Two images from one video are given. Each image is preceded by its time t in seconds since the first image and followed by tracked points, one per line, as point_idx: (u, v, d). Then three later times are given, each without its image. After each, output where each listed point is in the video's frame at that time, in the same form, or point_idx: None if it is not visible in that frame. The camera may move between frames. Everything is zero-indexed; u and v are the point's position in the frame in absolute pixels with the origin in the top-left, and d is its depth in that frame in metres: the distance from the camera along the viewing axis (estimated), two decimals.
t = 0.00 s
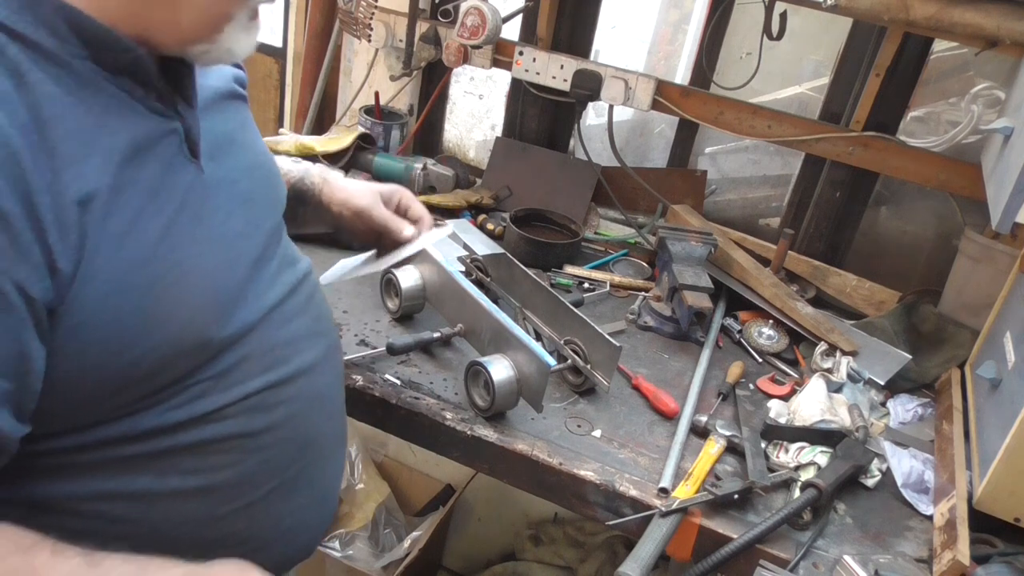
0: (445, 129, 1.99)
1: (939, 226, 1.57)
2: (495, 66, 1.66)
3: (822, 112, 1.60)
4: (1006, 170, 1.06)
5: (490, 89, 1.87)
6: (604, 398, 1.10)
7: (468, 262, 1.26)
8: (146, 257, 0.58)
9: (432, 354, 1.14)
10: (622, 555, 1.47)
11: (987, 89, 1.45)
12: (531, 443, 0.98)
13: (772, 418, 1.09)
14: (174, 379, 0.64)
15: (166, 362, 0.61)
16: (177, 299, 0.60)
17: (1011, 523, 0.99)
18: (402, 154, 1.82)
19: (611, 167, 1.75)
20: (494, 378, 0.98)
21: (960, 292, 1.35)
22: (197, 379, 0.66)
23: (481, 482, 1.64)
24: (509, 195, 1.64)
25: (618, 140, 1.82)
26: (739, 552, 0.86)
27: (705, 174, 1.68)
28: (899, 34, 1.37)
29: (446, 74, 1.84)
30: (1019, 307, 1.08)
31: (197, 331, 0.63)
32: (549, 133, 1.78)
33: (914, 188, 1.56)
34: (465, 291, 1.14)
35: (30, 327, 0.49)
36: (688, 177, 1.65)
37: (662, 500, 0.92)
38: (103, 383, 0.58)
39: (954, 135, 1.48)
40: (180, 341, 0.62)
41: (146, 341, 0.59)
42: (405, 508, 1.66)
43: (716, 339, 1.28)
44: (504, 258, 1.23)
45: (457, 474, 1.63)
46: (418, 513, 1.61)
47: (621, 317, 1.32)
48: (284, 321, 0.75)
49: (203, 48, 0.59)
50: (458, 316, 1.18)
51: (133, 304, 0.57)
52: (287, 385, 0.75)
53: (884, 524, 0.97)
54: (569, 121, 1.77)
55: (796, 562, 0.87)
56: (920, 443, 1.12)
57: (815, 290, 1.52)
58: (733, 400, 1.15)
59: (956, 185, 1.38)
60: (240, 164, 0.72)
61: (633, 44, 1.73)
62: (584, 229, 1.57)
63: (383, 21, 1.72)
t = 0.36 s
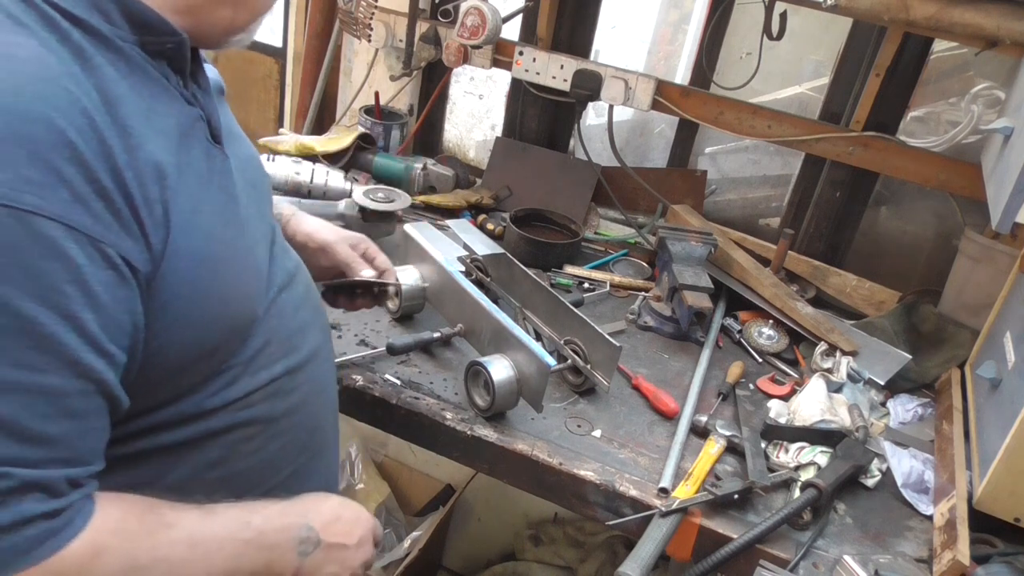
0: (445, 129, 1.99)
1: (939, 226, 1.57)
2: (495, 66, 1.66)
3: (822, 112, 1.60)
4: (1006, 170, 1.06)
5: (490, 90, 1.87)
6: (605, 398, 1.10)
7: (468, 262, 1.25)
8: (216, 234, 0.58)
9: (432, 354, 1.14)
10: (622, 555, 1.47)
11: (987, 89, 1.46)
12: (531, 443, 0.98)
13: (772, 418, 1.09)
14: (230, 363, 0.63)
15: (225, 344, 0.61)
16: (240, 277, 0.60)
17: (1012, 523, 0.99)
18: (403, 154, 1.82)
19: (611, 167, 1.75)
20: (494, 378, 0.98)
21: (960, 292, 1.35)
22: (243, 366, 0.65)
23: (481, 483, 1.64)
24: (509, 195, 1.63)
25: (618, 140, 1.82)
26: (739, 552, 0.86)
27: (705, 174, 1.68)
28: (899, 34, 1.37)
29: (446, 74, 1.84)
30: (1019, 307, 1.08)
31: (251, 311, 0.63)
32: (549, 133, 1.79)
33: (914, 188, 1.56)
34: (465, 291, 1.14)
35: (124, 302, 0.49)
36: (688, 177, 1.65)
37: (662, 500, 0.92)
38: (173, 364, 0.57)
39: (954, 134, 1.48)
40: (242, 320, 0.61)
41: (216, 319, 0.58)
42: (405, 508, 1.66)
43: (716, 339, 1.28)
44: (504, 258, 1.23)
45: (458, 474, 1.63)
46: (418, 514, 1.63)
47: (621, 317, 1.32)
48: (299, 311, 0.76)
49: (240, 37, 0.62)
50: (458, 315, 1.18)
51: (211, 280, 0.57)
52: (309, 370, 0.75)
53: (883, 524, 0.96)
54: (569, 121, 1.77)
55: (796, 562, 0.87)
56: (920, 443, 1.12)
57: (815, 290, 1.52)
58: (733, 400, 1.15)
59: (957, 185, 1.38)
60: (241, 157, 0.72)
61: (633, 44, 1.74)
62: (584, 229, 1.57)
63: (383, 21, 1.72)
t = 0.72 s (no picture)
0: (445, 129, 1.98)
1: (939, 226, 1.57)
2: (495, 65, 1.66)
3: (822, 112, 1.60)
4: (1006, 170, 1.06)
5: (490, 89, 1.87)
6: (605, 398, 1.10)
7: (468, 262, 1.25)
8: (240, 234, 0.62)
9: (432, 354, 1.14)
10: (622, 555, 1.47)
11: (987, 89, 1.46)
12: (531, 443, 0.98)
13: (772, 418, 1.09)
14: (253, 351, 0.68)
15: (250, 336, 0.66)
16: (252, 269, 0.65)
17: (1012, 523, 0.99)
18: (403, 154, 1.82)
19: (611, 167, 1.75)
20: (494, 378, 0.98)
21: (960, 292, 1.35)
22: (262, 352, 0.70)
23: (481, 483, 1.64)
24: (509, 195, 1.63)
25: (618, 140, 1.82)
26: (739, 552, 0.86)
27: (705, 174, 1.68)
28: (899, 34, 1.37)
29: (446, 74, 1.84)
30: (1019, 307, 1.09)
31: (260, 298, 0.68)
32: (549, 133, 1.79)
33: (914, 188, 1.56)
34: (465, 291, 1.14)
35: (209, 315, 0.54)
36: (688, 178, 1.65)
37: (662, 500, 0.92)
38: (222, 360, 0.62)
39: (954, 135, 1.49)
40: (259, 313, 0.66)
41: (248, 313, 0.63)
42: (405, 508, 1.66)
43: (716, 339, 1.28)
44: (504, 258, 1.23)
45: (458, 473, 1.63)
46: (418, 513, 1.63)
47: (621, 317, 1.32)
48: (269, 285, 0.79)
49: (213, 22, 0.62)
50: (458, 315, 1.18)
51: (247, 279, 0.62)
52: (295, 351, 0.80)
53: (884, 524, 0.96)
54: (569, 121, 1.77)
55: (796, 562, 0.87)
56: (920, 443, 1.12)
57: (815, 290, 1.52)
58: (733, 400, 1.15)
59: (957, 185, 1.39)
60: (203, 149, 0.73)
61: (633, 44, 1.74)
62: (584, 229, 1.57)
63: (383, 21, 1.71)
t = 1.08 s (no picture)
0: (445, 129, 1.98)
1: (939, 226, 1.58)
2: (495, 65, 1.66)
3: (822, 112, 1.59)
4: (1006, 170, 1.06)
5: (490, 89, 1.87)
6: (605, 398, 1.10)
7: (468, 262, 1.25)
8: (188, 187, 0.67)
9: (432, 354, 1.14)
10: (622, 554, 1.46)
11: (987, 89, 1.46)
12: (530, 443, 0.98)
13: (772, 418, 1.09)
14: (199, 302, 0.72)
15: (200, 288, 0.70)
16: (208, 219, 0.69)
17: (1012, 523, 0.99)
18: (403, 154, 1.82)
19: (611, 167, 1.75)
20: (494, 378, 0.98)
21: (960, 292, 1.35)
22: (207, 303, 0.74)
23: (481, 483, 1.65)
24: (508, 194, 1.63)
25: (618, 140, 1.82)
26: (739, 552, 0.86)
27: (705, 174, 1.68)
28: (899, 34, 1.37)
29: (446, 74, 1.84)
30: (1018, 307, 1.09)
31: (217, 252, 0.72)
32: (549, 133, 1.79)
33: (914, 188, 1.56)
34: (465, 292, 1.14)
35: (154, 250, 0.57)
36: (688, 178, 1.65)
37: (662, 500, 0.92)
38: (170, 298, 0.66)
39: (954, 134, 1.49)
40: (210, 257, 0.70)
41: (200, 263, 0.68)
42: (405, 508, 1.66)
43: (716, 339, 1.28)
44: (505, 258, 1.23)
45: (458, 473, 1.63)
46: (418, 513, 1.64)
47: (622, 317, 1.32)
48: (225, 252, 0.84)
49: None
50: (458, 315, 1.18)
51: (199, 222, 0.66)
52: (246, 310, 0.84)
53: (884, 524, 0.96)
54: (569, 121, 1.77)
55: (796, 562, 0.87)
56: (920, 443, 1.12)
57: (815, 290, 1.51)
58: (733, 400, 1.15)
59: (957, 185, 1.38)
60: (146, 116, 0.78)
61: (633, 44, 1.74)
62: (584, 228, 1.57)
63: (383, 21, 1.71)
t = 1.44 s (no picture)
0: (445, 129, 1.98)
1: (939, 226, 1.58)
2: (495, 65, 1.66)
3: (822, 111, 1.59)
4: (1006, 170, 1.06)
5: (490, 89, 1.87)
6: (605, 398, 1.10)
7: (468, 262, 1.24)
8: (101, 93, 0.68)
9: (432, 354, 1.14)
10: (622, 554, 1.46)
11: (987, 89, 1.46)
12: (531, 443, 0.98)
13: (772, 418, 1.09)
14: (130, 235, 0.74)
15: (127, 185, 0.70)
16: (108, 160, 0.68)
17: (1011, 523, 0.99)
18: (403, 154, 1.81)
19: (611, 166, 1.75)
20: (494, 379, 0.98)
21: (960, 291, 1.35)
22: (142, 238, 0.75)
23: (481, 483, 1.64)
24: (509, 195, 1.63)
25: (618, 140, 1.82)
26: (739, 552, 0.86)
27: (705, 174, 1.68)
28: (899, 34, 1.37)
29: (446, 74, 1.84)
30: (1018, 308, 1.09)
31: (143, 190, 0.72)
32: (549, 133, 1.78)
33: (914, 188, 1.56)
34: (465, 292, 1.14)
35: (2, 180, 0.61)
36: (688, 178, 1.65)
37: (662, 500, 0.92)
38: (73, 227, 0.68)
39: (954, 134, 1.48)
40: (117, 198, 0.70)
41: (111, 161, 0.68)
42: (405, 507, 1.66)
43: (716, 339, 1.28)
44: (505, 258, 1.23)
45: (458, 474, 1.63)
46: (418, 514, 1.64)
47: (622, 317, 1.32)
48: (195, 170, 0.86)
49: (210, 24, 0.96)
50: (458, 316, 1.18)
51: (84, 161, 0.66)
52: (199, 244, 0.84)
53: (884, 524, 0.97)
54: (569, 121, 1.77)
55: (796, 562, 0.87)
56: (920, 443, 1.12)
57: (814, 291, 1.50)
58: (733, 400, 1.15)
59: (956, 185, 1.39)
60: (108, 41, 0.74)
61: (632, 44, 1.74)
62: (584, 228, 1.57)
63: (383, 21, 1.71)
